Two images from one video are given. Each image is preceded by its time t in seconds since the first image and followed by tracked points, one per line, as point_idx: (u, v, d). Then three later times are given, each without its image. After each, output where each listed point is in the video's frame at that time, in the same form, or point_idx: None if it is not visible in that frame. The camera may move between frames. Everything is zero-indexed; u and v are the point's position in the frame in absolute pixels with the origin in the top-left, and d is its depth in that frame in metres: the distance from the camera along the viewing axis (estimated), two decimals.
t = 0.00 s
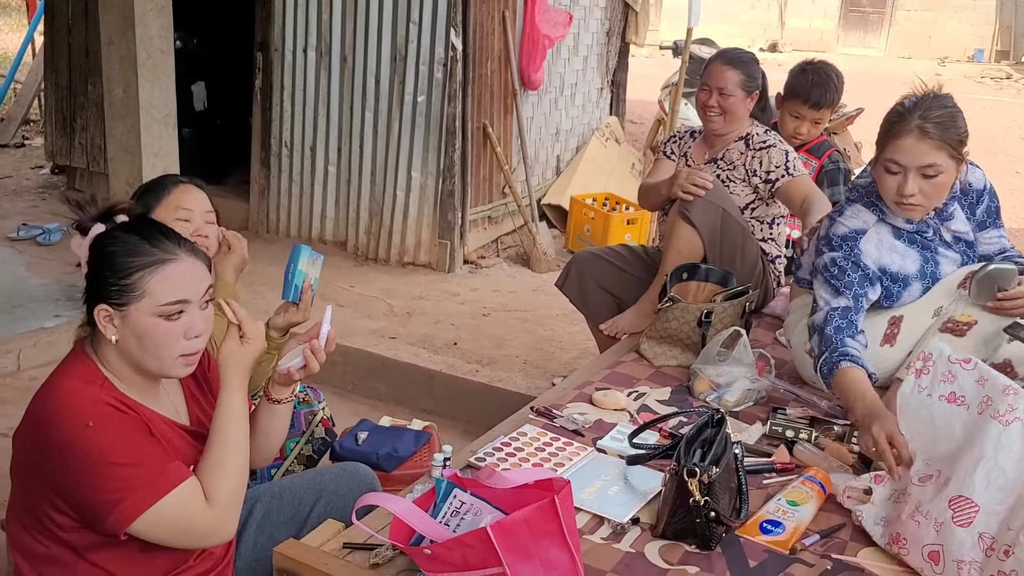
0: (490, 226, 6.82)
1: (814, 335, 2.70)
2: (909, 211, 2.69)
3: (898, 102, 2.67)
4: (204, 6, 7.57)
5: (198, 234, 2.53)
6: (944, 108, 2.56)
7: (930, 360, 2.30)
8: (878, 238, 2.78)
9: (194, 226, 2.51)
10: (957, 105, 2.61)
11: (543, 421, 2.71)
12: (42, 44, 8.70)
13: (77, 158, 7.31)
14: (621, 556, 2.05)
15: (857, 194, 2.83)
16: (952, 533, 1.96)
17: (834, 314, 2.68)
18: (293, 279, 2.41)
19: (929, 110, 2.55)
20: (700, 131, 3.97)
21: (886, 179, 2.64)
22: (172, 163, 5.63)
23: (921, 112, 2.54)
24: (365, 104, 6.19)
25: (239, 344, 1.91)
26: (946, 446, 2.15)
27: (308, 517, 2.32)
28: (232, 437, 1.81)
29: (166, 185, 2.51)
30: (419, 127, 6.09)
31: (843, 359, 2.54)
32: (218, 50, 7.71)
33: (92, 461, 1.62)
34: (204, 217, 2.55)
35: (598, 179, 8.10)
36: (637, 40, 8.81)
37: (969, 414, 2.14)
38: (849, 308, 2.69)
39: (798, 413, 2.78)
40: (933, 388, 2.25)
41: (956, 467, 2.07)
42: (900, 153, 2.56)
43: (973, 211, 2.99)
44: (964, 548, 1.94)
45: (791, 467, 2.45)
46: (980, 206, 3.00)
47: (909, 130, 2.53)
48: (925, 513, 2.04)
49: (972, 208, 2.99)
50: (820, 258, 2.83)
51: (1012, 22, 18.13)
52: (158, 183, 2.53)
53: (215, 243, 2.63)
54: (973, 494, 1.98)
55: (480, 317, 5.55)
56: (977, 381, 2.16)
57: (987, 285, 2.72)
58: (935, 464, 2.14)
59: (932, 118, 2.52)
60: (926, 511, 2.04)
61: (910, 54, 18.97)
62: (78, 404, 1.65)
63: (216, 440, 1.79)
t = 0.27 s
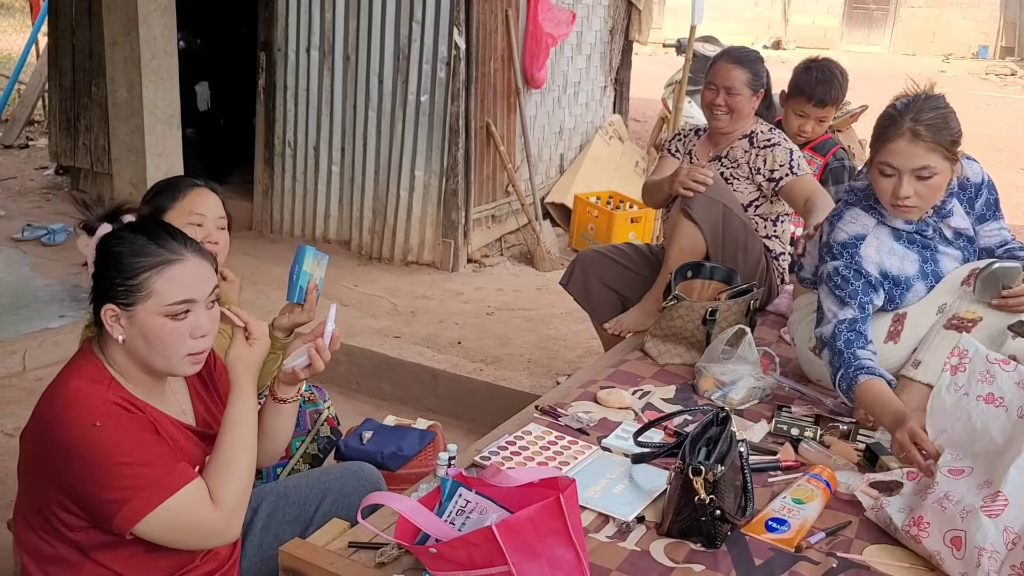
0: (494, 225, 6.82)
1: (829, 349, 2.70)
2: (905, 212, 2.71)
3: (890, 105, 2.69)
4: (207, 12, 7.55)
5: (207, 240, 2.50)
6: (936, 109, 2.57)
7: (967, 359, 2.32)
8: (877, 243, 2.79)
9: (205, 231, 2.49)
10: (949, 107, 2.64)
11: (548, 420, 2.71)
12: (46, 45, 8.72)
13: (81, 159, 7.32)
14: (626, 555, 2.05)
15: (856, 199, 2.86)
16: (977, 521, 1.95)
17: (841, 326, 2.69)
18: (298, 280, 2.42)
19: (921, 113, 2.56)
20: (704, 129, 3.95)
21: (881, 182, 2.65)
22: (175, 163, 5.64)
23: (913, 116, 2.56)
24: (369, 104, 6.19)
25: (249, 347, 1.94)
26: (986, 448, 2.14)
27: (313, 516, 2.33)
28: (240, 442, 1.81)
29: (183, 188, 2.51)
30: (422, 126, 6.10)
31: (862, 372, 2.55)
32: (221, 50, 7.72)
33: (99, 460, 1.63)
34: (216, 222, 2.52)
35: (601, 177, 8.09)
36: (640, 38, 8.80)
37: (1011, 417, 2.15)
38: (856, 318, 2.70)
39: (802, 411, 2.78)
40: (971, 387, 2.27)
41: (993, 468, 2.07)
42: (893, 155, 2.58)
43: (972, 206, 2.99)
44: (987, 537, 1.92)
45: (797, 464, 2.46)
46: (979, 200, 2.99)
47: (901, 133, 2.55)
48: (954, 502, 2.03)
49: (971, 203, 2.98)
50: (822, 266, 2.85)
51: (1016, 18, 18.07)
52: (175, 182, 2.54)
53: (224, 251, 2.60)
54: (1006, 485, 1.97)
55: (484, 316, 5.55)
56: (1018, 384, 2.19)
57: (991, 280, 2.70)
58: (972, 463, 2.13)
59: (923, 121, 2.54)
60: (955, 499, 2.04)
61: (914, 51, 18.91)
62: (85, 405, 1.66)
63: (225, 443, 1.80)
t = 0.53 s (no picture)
0: (496, 224, 6.82)
1: (840, 337, 2.68)
2: (899, 207, 2.71)
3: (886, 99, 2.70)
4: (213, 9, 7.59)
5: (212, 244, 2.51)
6: (927, 103, 2.58)
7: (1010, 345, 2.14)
8: (875, 237, 2.80)
9: (211, 234, 2.50)
10: (941, 100, 2.64)
11: (550, 420, 2.71)
12: (49, 46, 8.73)
13: (84, 159, 7.33)
14: (629, 554, 2.05)
15: (852, 194, 2.86)
16: (1005, 504, 1.92)
17: (848, 315, 2.68)
18: (306, 286, 2.40)
19: (912, 105, 2.58)
20: (707, 129, 3.95)
21: (874, 175, 2.67)
22: (178, 163, 5.65)
23: (904, 108, 2.57)
24: (371, 104, 6.19)
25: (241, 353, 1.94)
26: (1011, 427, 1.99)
27: (316, 516, 2.33)
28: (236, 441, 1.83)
29: (193, 191, 2.52)
30: (425, 126, 6.10)
31: (876, 354, 2.51)
32: (224, 50, 7.76)
33: (103, 460, 1.63)
34: (222, 225, 2.54)
35: (604, 176, 8.09)
36: (642, 36, 8.80)
37: None
38: (861, 307, 2.69)
39: (805, 410, 2.78)
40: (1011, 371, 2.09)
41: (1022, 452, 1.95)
42: (885, 150, 2.60)
43: (971, 205, 2.99)
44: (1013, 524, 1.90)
45: (798, 464, 2.46)
46: (978, 198, 3.00)
47: (893, 126, 2.56)
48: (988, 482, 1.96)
49: (969, 201, 2.99)
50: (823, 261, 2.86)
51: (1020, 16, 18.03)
52: (182, 186, 2.53)
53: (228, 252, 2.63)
54: None
55: (487, 315, 5.55)
56: None
57: (989, 276, 2.68)
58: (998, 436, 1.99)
59: (915, 114, 2.55)
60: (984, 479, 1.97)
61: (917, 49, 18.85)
62: (89, 405, 1.66)
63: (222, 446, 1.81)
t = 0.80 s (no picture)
0: (498, 223, 6.83)
1: (858, 328, 2.65)
2: (898, 201, 2.72)
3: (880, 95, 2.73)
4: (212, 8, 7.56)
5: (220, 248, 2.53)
6: (925, 96, 2.60)
7: None
8: (877, 232, 2.80)
9: (219, 237, 2.52)
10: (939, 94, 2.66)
11: (551, 418, 2.71)
12: (51, 46, 8.74)
13: (87, 160, 7.34)
14: (630, 551, 2.06)
15: (852, 191, 2.88)
16: None
17: (864, 306, 2.66)
18: (309, 287, 2.43)
19: (909, 99, 2.60)
20: (710, 127, 3.96)
21: (872, 169, 2.68)
22: (181, 163, 5.66)
23: (902, 101, 2.59)
24: (372, 103, 6.20)
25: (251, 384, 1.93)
26: None
27: (319, 514, 2.34)
28: (230, 468, 1.81)
29: (201, 192, 2.54)
30: (427, 125, 6.11)
31: (904, 342, 2.49)
32: (226, 50, 7.74)
33: (97, 465, 1.64)
34: (230, 229, 2.56)
35: (606, 175, 8.10)
36: (644, 35, 8.80)
37: None
38: (876, 297, 2.68)
39: (806, 408, 2.79)
40: None
41: None
42: (883, 142, 2.61)
43: (970, 202, 3.00)
44: None
45: (799, 461, 2.46)
46: (977, 196, 3.00)
47: (890, 119, 2.58)
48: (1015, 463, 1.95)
49: (968, 198, 3.00)
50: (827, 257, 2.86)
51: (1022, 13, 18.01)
52: (190, 188, 2.54)
53: (234, 258, 2.64)
54: None
55: (489, 314, 5.56)
56: None
57: (990, 274, 2.69)
58: None
59: (912, 106, 2.57)
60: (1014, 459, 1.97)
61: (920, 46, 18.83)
62: (89, 406, 1.67)
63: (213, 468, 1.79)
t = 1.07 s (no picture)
0: (499, 222, 6.84)
1: (856, 326, 2.67)
2: (898, 196, 2.72)
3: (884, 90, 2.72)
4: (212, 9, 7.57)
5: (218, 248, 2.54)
6: (927, 91, 2.60)
7: None
8: (878, 229, 2.80)
9: (218, 237, 2.53)
10: (940, 89, 2.66)
11: (552, 416, 2.72)
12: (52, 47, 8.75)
13: (88, 161, 7.35)
14: (630, 549, 2.06)
15: (853, 187, 2.88)
16: None
17: (863, 304, 2.67)
18: (309, 289, 2.44)
19: (911, 94, 2.59)
20: (704, 125, 3.99)
21: (874, 164, 2.68)
22: (181, 164, 5.66)
23: (903, 97, 2.59)
24: (373, 102, 6.20)
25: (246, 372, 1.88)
26: None
27: (321, 513, 2.35)
28: (215, 472, 1.76)
29: (204, 192, 2.55)
30: (427, 124, 6.11)
31: (906, 342, 2.52)
32: (226, 50, 7.74)
33: (95, 467, 1.64)
34: (230, 231, 2.57)
35: (607, 173, 8.10)
36: (644, 33, 8.81)
37: None
38: (874, 295, 2.69)
39: (806, 405, 2.80)
40: None
41: None
42: (885, 138, 2.61)
43: (972, 199, 2.99)
44: None
45: (800, 458, 2.46)
46: (979, 193, 2.99)
47: (892, 113, 2.58)
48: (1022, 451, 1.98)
49: (970, 196, 2.98)
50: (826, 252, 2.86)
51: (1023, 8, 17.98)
52: (194, 189, 2.55)
53: (231, 263, 2.64)
54: None
55: (490, 313, 5.57)
56: None
57: (989, 271, 2.69)
58: None
59: (914, 102, 2.57)
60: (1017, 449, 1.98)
61: (921, 42, 18.79)
62: (90, 407, 1.68)
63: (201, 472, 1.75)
